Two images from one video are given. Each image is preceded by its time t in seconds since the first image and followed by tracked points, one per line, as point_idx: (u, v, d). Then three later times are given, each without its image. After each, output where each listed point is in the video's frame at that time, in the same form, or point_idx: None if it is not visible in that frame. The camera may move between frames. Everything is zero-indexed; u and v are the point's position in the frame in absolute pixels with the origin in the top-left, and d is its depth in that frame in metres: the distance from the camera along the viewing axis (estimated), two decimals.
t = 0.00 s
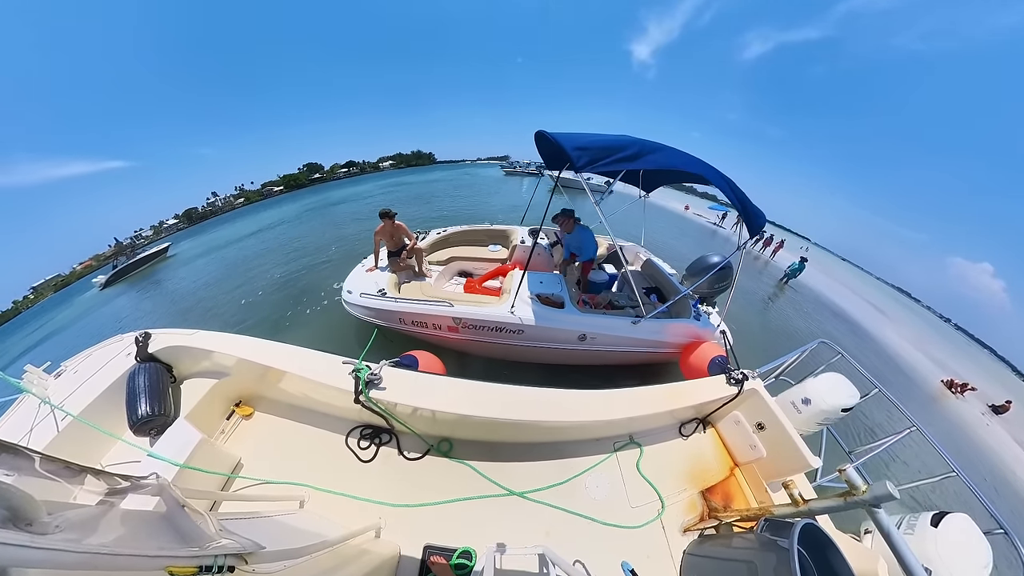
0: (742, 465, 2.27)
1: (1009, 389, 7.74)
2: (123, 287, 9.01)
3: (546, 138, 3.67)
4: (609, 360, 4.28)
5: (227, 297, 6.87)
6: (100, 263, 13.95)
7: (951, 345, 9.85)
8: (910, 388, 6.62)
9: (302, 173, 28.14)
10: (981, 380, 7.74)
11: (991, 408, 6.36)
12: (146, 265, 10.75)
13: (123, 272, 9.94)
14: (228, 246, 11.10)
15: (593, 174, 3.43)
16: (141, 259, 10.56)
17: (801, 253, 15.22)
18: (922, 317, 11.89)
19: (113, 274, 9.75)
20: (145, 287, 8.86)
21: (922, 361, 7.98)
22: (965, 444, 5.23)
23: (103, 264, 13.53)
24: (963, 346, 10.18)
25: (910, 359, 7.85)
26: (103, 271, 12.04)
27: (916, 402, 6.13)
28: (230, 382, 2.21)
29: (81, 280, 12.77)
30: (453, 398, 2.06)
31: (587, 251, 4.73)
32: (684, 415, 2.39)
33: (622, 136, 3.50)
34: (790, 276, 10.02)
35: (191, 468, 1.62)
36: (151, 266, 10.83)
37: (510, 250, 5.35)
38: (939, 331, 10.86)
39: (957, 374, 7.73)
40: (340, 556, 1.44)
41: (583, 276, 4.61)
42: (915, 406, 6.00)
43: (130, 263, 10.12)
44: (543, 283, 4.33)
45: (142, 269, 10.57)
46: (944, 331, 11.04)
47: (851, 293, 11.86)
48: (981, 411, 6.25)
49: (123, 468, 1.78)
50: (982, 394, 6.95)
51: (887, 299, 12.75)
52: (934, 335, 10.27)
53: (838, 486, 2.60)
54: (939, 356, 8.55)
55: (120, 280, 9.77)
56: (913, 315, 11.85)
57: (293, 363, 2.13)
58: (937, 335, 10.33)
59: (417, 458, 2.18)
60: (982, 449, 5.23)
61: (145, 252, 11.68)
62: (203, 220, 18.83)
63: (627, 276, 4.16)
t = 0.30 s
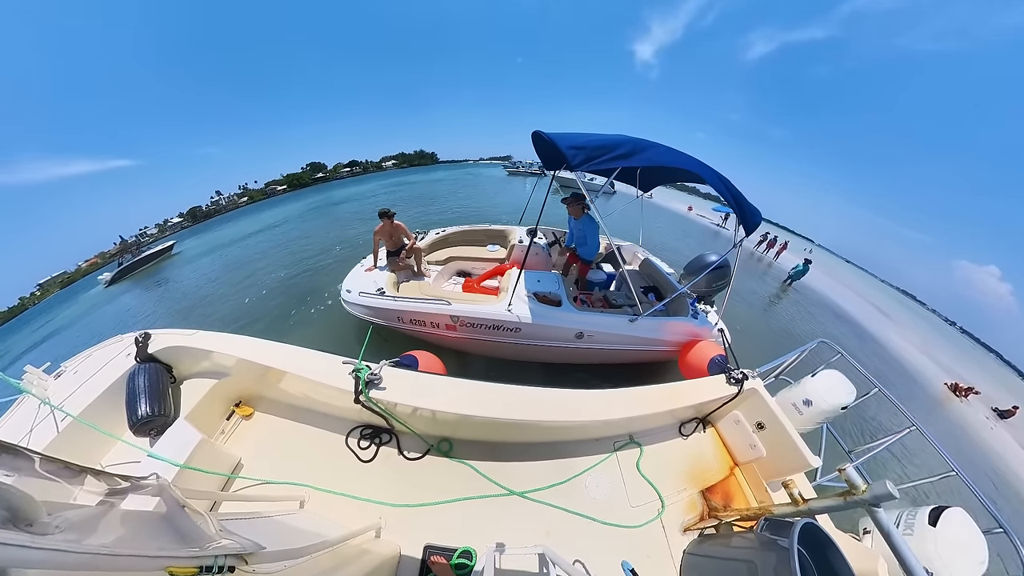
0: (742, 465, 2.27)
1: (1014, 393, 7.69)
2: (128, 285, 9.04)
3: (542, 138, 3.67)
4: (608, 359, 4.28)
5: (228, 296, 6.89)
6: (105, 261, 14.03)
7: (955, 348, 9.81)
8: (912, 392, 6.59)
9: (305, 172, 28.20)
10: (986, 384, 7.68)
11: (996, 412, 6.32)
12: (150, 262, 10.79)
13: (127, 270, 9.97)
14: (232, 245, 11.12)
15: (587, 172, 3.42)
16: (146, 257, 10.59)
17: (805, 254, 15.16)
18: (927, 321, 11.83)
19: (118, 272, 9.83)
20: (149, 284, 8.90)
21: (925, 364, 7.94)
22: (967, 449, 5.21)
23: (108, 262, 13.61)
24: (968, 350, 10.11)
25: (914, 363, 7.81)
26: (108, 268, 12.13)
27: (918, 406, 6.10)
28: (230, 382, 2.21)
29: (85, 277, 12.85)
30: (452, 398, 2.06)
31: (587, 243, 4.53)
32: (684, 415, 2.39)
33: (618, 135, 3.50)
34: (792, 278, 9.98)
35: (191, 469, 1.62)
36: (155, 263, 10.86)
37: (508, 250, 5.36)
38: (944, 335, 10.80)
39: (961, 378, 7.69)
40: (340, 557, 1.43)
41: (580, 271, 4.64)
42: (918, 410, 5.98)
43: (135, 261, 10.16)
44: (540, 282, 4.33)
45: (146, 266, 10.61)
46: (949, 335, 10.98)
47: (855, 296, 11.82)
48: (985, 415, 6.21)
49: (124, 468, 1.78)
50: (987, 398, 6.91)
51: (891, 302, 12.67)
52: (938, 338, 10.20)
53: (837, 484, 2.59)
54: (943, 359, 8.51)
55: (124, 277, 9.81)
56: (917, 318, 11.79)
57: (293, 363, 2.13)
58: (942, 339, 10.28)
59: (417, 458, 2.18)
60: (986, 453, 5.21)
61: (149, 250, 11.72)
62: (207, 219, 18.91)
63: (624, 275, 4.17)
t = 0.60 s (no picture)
0: (742, 465, 2.27)
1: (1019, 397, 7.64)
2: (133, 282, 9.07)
3: (540, 137, 3.68)
4: (607, 359, 4.28)
5: (231, 295, 6.88)
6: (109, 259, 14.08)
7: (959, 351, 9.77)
8: (916, 396, 6.54)
9: (308, 172, 28.26)
10: (991, 388, 7.61)
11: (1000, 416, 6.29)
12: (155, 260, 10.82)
13: (133, 267, 10.00)
14: (236, 243, 11.14)
15: (585, 171, 3.41)
16: (151, 254, 10.62)
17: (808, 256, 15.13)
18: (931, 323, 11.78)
19: (123, 269, 9.84)
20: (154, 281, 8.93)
21: (929, 367, 7.88)
22: (971, 453, 5.17)
23: (113, 259, 13.66)
24: (972, 353, 10.07)
25: (918, 366, 7.79)
26: (113, 266, 12.17)
27: (922, 409, 6.08)
28: (230, 382, 2.21)
29: (90, 275, 12.89)
30: (452, 398, 2.06)
31: (587, 239, 4.44)
32: (684, 415, 2.39)
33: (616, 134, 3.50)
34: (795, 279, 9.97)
35: (191, 470, 1.62)
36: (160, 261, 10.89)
37: (507, 250, 5.36)
38: (948, 337, 10.75)
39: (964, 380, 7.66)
40: (340, 558, 1.43)
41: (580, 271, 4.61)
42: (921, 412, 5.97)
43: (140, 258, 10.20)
44: (539, 282, 4.33)
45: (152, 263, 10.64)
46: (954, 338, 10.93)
47: (859, 297, 11.79)
48: (989, 418, 6.18)
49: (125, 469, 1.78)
50: (992, 401, 6.87)
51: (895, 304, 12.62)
52: (943, 342, 10.13)
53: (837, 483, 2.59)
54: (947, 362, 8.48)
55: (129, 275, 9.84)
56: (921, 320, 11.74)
57: (293, 363, 2.13)
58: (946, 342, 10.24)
59: (417, 459, 2.18)
60: (990, 456, 5.18)
61: (154, 248, 11.76)
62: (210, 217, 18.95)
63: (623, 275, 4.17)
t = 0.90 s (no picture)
0: (743, 465, 2.26)
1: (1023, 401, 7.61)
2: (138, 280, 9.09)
3: (540, 137, 3.69)
4: (608, 359, 4.28)
5: (232, 294, 6.85)
6: (114, 257, 14.13)
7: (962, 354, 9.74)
8: (919, 399, 6.51)
9: (310, 172, 28.30)
10: (995, 392, 7.59)
11: (1003, 419, 6.27)
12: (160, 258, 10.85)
13: (138, 265, 10.02)
14: (240, 242, 11.15)
15: (585, 171, 3.41)
16: (155, 252, 10.64)
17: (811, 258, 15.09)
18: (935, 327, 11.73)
19: (127, 267, 9.84)
20: (159, 280, 8.94)
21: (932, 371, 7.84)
22: (974, 457, 5.15)
23: (117, 257, 13.68)
24: (976, 356, 10.04)
25: (921, 369, 7.77)
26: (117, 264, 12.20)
27: (925, 412, 6.07)
28: (230, 383, 2.21)
29: (94, 273, 12.92)
30: (452, 399, 2.05)
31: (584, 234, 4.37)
32: (685, 415, 2.39)
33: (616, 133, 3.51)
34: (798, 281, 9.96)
35: (190, 471, 1.62)
36: (165, 259, 10.92)
37: (506, 250, 5.36)
38: (951, 341, 10.72)
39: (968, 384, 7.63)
40: (341, 559, 1.43)
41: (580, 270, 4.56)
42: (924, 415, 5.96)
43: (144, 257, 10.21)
44: (539, 282, 4.34)
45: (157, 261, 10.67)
46: (957, 341, 10.90)
47: (862, 300, 11.77)
48: (993, 421, 6.16)
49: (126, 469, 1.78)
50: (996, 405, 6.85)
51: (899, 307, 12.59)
52: (946, 345, 10.07)
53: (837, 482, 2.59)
54: (950, 366, 8.46)
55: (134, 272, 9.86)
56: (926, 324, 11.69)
57: (293, 364, 2.13)
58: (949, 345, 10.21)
59: (417, 459, 2.18)
60: (993, 460, 5.17)
61: (159, 247, 11.79)
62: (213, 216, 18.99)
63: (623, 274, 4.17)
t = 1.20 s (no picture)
0: (743, 465, 2.27)
1: None
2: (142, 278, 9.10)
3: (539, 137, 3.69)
4: (607, 358, 4.28)
5: (234, 294, 6.81)
6: (118, 256, 14.17)
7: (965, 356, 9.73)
8: (920, 401, 6.50)
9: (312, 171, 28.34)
10: (997, 394, 7.57)
11: (1006, 421, 6.26)
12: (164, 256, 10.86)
13: (142, 263, 10.02)
14: (244, 240, 11.16)
15: (584, 170, 3.40)
16: (159, 251, 10.65)
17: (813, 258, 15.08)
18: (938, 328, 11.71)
19: (131, 266, 9.82)
20: (164, 278, 8.95)
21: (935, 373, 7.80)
22: (976, 460, 5.12)
23: (121, 256, 13.71)
24: (978, 358, 10.02)
25: (923, 370, 7.76)
26: (122, 262, 12.23)
27: (927, 414, 6.07)
28: (230, 383, 2.21)
29: (98, 271, 12.94)
30: (452, 399, 2.05)
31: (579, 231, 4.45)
32: (685, 415, 2.39)
33: (615, 133, 3.51)
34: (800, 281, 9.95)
35: (190, 471, 1.62)
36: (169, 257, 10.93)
37: (506, 250, 5.36)
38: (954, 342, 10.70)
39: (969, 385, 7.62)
40: (341, 559, 1.42)
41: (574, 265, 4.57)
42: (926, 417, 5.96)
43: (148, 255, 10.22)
44: (538, 282, 4.34)
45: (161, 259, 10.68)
46: (960, 343, 10.88)
47: (864, 301, 11.76)
48: (996, 423, 6.16)
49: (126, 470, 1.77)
50: (999, 407, 6.84)
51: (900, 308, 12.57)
52: (948, 346, 10.06)
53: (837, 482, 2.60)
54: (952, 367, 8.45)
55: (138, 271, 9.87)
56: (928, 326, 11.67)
57: (293, 364, 2.13)
58: (952, 346, 10.20)
59: (417, 459, 2.18)
60: (996, 461, 5.16)
61: (163, 245, 11.81)
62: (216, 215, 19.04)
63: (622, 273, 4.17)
